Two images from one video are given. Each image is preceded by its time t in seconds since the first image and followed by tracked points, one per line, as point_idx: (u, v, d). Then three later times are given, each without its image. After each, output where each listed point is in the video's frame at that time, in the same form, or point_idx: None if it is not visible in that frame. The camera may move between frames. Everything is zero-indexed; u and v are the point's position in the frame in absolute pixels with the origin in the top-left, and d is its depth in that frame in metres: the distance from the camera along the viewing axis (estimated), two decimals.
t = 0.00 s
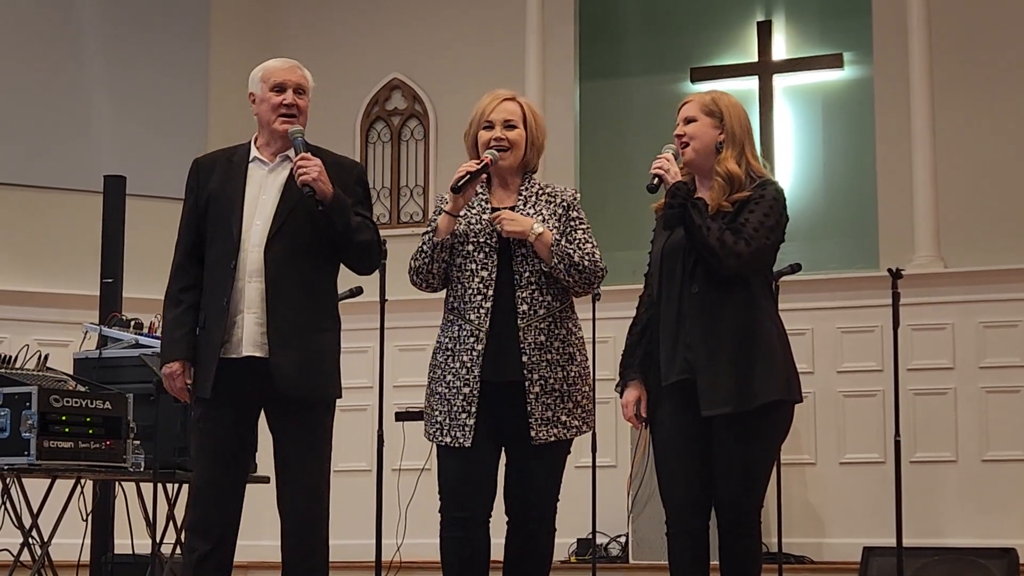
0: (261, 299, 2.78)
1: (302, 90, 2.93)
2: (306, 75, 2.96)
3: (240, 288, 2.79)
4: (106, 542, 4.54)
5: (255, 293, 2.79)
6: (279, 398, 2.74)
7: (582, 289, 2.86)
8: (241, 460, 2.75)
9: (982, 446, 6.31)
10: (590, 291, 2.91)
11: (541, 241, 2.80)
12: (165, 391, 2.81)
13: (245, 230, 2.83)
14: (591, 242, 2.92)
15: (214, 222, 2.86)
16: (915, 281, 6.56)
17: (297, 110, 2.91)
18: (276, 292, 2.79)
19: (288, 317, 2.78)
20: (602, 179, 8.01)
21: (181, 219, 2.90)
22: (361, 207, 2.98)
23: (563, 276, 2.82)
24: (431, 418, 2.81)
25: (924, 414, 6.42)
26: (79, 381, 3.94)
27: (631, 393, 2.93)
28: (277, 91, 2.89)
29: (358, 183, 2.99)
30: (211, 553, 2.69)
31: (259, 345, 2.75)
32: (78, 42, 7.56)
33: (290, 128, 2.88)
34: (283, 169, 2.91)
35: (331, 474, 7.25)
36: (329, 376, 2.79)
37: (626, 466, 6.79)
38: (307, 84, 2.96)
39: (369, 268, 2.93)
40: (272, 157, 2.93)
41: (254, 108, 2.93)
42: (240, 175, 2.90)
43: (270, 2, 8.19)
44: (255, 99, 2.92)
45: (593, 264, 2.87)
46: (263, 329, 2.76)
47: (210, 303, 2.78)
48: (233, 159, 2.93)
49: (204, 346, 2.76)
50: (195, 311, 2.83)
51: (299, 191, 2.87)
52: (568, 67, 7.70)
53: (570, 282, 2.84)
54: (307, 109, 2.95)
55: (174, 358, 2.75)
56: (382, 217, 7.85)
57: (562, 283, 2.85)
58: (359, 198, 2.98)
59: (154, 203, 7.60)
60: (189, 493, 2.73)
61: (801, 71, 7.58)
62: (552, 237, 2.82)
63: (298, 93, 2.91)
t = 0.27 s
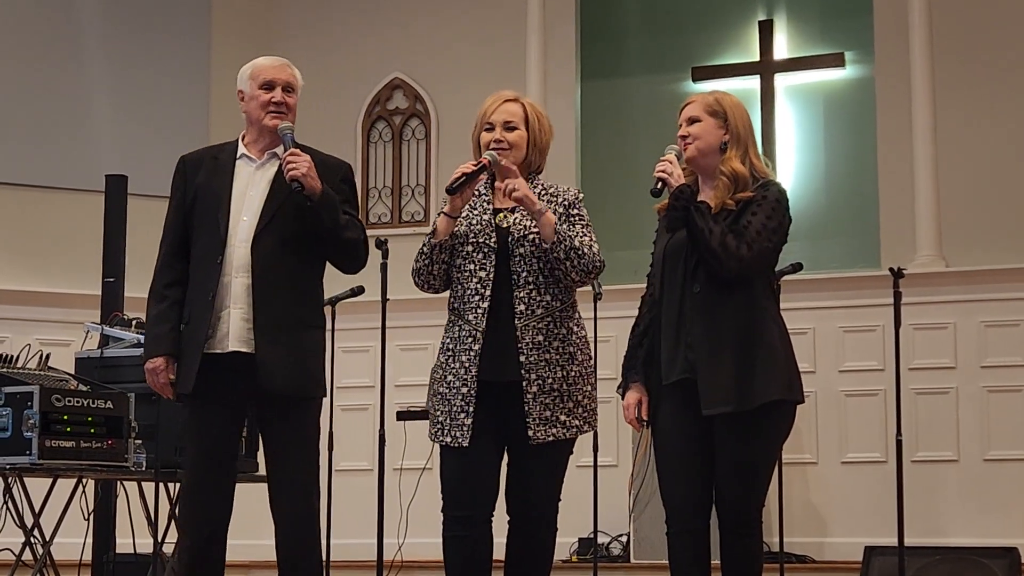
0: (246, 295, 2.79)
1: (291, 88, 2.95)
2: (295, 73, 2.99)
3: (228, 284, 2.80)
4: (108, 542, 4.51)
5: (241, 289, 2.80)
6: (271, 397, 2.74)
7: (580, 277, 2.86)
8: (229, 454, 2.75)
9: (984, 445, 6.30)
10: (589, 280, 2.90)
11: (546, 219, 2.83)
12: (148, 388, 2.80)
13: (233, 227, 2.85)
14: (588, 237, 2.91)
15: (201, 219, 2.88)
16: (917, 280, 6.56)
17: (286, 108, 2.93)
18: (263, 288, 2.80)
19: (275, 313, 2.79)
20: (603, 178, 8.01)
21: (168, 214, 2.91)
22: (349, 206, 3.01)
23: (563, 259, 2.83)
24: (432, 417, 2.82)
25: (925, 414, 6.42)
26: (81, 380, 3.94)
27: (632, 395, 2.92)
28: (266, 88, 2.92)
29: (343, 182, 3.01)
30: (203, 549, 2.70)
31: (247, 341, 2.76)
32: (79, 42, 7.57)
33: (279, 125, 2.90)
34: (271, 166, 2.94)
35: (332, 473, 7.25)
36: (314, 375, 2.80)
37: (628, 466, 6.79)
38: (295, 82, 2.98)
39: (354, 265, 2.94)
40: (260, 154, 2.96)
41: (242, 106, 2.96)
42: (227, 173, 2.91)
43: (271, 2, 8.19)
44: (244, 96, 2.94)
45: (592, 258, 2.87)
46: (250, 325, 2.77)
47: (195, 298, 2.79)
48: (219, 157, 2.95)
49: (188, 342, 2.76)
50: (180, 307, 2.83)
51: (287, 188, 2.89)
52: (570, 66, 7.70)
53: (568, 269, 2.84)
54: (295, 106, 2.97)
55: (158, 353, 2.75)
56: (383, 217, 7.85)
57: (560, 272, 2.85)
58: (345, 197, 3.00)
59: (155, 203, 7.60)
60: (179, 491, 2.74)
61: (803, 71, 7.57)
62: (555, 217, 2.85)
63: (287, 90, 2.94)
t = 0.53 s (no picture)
0: (241, 294, 2.79)
1: (286, 87, 2.96)
2: (289, 72, 2.99)
3: (223, 284, 2.80)
4: (109, 541, 4.51)
5: (236, 288, 2.80)
6: (268, 397, 2.75)
7: (574, 272, 2.82)
8: (225, 451, 2.74)
9: (985, 445, 6.30)
10: (583, 274, 2.86)
11: (540, 207, 2.86)
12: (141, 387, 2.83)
13: (228, 226, 2.85)
14: (586, 234, 2.88)
15: (195, 218, 2.88)
16: (918, 280, 6.56)
17: (280, 107, 2.94)
18: (258, 287, 2.80)
19: (271, 313, 2.79)
20: (605, 178, 8.01)
21: (163, 213, 2.92)
22: (344, 206, 3.01)
23: (555, 251, 2.81)
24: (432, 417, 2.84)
25: (927, 413, 6.42)
26: (84, 380, 3.94)
27: (637, 401, 2.96)
28: (260, 88, 2.92)
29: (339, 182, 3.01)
30: (201, 545, 2.71)
31: (242, 341, 2.76)
32: (81, 42, 7.57)
33: (273, 125, 2.90)
34: (266, 166, 2.94)
35: (333, 473, 7.25)
36: (309, 375, 2.80)
37: (629, 465, 6.79)
38: (289, 81, 2.99)
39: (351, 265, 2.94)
40: (255, 153, 2.96)
41: (237, 105, 2.96)
42: (222, 173, 2.92)
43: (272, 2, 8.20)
44: (238, 96, 2.95)
45: (588, 254, 2.84)
46: (245, 324, 2.77)
47: (188, 298, 2.80)
48: (214, 157, 2.95)
49: (181, 343, 2.77)
50: (175, 307, 2.85)
51: (282, 188, 2.89)
52: (571, 66, 7.70)
53: (561, 262, 2.81)
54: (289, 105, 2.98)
55: (150, 355, 2.77)
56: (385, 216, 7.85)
57: (554, 271, 2.85)
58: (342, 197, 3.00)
59: (157, 202, 7.60)
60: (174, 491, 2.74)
61: (804, 70, 7.57)
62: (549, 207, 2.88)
63: (282, 90, 2.95)
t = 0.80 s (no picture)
0: (246, 295, 2.80)
1: (287, 87, 2.96)
2: (290, 72, 3.00)
3: (227, 284, 2.81)
4: (110, 539, 4.52)
5: (241, 288, 2.80)
6: (269, 397, 2.75)
7: (566, 270, 2.82)
8: (225, 451, 2.74)
9: (987, 445, 6.30)
10: (577, 272, 2.85)
11: (529, 206, 2.86)
12: (148, 391, 2.82)
13: (231, 227, 2.85)
14: (580, 233, 2.89)
15: (197, 220, 2.88)
16: (920, 279, 6.55)
17: (282, 107, 2.94)
18: (262, 288, 2.80)
19: (274, 314, 2.79)
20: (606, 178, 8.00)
21: (164, 216, 2.92)
22: (346, 206, 3.01)
23: (545, 251, 2.81)
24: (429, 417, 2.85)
25: (929, 413, 6.42)
26: (85, 380, 3.95)
27: (649, 401, 2.95)
28: (261, 87, 2.93)
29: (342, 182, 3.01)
30: (200, 545, 2.71)
31: (247, 341, 2.77)
32: (82, 42, 7.58)
33: (275, 125, 2.91)
34: (268, 166, 2.94)
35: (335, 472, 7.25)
36: (314, 375, 2.81)
37: (631, 465, 6.79)
38: (290, 81, 2.99)
39: (355, 266, 2.95)
40: (257, 154, 2.96)
41: (238, 105, 2.96)
42: (224, 174, 2.92)
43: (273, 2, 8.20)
44: (239, 96, 2.95)
45: (579, 252, 2.83)
46: (250, 325, 2.78)
47: (192, 299, 2.80)
48: (215, 157, 2.95)
49: (186, 345, 2.77)
50: (177, 309, 2.85)
51: (285, 188, 2.89)
52: (573, 66, 7.70)
53: (552, 261, 2.81)
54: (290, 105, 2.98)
55: (156, 357, 2.77)
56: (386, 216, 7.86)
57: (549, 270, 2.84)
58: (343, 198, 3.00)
59: (158, 203, 7.60)
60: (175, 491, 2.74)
61: (805, 71, 7.57)
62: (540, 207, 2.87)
63: (283, 89, 2.95)
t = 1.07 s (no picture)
0: (251, 294, 2.80)
1: (291, 87, 2.97)
2: (294, 72, 3.00)
3: (231, 284, 2.81)
4: (111, 540, 4.53)
5: (246, 288, 2.80)
6: (273, 397, 2.75)
7: (555, 270, 2.82)
8: (226, 451, 2.75)
9: (988, 445, 6.29)
10: (568, 271, 2.85)
11: (513, 211, 2.83)
12: (154, 391, 2.82)
13: (236, 228, 2.85)
14: (571, 233, 2.89)
15: (201, 220, 2.88)
16: (921, 279, 6.55)
17: (286, 107, 2.94)
18: (267, 288, 2.80)
19: (278, 314, 2.79)
20: (606, 178, 8.00)
21: (169, 216, 2.92)
22: (351, 207, 3.01)
23: (532, 253, 2.80)
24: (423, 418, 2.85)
25: (930, 413, 6.42)
26: (86, 380, 3.95)
27: (653, 402, 2.90)
28: (266, 87, 2.93)
29: (346, 183, 3.02)
30: (201, 546, 2.71)
31: (252, 341, 2.76)
32: (83, 42, 7.58)
33: (280, 125, 2.91)
34: (272, 166, 2.94)
35: (336, 473, 7.25)
36: (320, 375, 2.81)
37: (632, 465, 6.79)
38: (295, 83, 3.00)
39: (360, 266, 2.95)
40: (261, 154, 2.96)
41: (242, 105, 2.96)
42: (229, 174, 2.92)
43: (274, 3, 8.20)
44: (243, 95, 2.95)
45: (566, 250, 2.83)
46: (256, 325, 2.77)
47: (198, 300, 2.80)
48: (219, 157, 2.95)
49: (191, 345, 2.77)
50: (181, 310, 2.85)
51: (290, 188, 2.89)
52: (573, 66, 7.70)
53: (540, 263, 2.80)
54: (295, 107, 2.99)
55: (162, 357, 2.77)
56: (387, 216, 7.86)
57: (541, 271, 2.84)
58: (348, 198, 3.00)
59: (159, 203, 7.61)
60: (178, 492, 2.74)
61: (806, 71, 7.57)
62: (523, 211, 2.85)
63: (288, 90, 2.95)
